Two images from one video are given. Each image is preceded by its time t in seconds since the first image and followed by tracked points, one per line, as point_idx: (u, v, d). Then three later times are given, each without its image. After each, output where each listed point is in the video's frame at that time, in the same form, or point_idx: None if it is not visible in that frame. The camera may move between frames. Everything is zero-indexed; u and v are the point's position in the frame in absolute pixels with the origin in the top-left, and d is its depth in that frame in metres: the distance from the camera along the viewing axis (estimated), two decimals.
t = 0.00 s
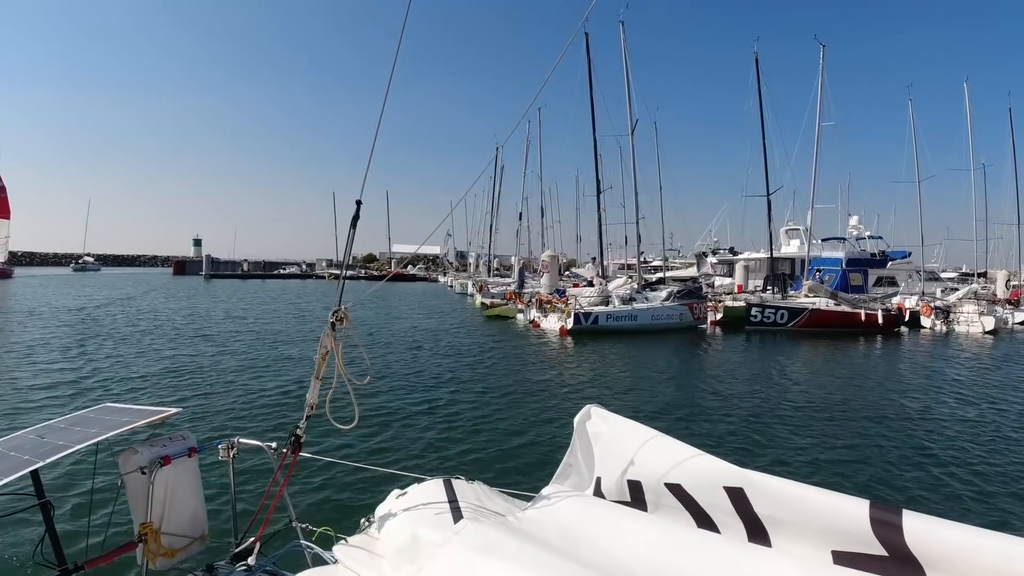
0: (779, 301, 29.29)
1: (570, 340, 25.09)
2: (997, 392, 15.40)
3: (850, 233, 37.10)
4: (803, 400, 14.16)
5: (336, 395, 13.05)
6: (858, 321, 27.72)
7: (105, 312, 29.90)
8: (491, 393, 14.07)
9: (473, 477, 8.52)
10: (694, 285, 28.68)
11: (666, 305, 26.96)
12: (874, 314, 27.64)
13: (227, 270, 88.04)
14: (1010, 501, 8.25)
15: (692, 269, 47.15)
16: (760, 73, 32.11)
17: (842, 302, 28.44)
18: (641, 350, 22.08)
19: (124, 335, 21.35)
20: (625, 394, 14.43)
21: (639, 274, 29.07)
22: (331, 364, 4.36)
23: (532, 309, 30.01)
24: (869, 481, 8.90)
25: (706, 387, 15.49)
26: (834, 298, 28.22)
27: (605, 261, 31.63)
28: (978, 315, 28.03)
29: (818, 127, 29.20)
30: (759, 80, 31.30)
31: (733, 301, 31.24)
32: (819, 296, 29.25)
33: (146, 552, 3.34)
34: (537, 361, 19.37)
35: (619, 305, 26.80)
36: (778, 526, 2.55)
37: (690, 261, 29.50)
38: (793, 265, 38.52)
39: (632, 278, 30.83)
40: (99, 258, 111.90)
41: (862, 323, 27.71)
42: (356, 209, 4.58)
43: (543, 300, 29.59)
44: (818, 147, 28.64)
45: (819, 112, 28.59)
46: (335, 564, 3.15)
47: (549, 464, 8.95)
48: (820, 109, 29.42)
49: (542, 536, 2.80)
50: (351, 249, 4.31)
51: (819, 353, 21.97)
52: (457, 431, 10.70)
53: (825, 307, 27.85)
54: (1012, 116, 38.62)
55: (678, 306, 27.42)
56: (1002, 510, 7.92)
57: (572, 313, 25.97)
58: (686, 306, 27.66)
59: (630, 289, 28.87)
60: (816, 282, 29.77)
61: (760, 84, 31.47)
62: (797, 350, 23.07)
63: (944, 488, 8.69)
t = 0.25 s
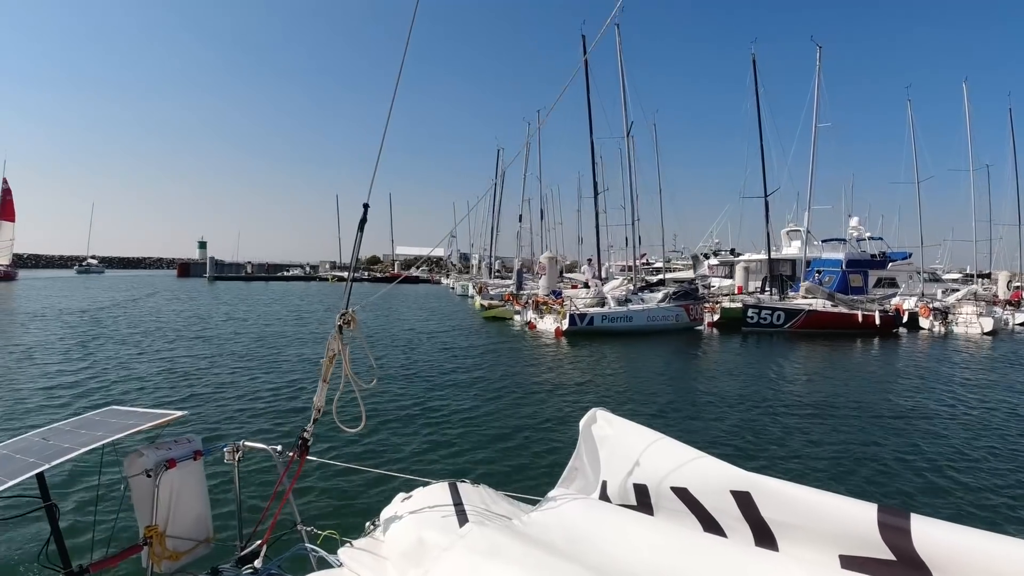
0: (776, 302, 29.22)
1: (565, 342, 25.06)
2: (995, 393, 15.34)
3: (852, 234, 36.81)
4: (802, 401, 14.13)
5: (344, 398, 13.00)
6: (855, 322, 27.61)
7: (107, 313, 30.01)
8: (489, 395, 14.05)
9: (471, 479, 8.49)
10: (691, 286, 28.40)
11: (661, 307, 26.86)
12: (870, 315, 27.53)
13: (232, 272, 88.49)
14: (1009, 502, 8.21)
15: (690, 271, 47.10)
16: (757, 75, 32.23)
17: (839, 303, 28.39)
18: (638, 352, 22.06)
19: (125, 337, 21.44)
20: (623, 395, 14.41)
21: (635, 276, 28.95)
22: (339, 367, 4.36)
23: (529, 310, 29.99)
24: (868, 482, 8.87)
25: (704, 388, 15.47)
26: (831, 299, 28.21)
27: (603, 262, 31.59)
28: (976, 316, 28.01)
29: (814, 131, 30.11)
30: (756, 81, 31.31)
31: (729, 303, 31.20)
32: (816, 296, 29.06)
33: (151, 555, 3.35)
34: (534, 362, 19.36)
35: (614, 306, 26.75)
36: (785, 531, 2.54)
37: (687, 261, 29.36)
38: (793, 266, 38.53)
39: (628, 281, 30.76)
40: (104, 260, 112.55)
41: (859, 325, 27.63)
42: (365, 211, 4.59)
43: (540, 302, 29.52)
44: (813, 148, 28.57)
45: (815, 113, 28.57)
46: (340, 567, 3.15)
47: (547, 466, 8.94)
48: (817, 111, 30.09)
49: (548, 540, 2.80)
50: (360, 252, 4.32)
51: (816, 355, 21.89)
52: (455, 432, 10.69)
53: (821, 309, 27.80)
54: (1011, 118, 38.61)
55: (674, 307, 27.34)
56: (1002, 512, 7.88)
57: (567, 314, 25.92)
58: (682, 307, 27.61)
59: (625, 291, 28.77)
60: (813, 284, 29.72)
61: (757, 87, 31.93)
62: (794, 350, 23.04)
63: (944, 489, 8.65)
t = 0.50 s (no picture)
0: (772, 304, 29.14)
1: (560, 343, 25.05)
2: (995, 394, 15.27)
3: (853, 236, 36.72)
4: (800, 402, 14.10)
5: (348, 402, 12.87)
6: (852, 322, 27.50)
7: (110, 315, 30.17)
8: (487, 397, 14.04)
9: (470, 480, 8.48)
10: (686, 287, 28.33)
11: (656, 308, 26.89)
12: (868, 316, 27.40)
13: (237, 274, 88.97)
14: (1010, 503, 8.17)
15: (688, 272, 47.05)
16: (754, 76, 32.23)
17: (836, 305, 28.30)
18: (634, 353, 22.01)
19: (127, 339, 21.52)
20: (623, 397, 14.39)
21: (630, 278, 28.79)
22: (346, 369, 4.36)
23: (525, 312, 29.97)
24: (868, 483, 8.83)
25: (701, 390, 15.43)
26: (828, 301, 28.16)
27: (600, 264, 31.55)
28: (975, 318, 27.84)
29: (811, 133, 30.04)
30: (752, 82, 31.42)
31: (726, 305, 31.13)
32: (813, 297, 29.02)
33: (157, 557, 3.36)
34: (530, 364, 19.33)
35: (609, 308, 26.73)
36: (795, 536, 2.52)
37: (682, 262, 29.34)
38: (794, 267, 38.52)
39: (624, 283, 30.72)
40: (110, 261, 113.28)
41: (856, 326, 27.49)
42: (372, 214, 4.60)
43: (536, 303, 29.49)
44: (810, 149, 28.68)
45: (812, 114, 28.69)
46: (346, 570, 3.14)
47: (546, 468, 8.93)
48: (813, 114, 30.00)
49: (555, 544, 2.78)
50: (366, 254, 4.33)
51: (814, 356, 21.83)
52: (455, 434, 10.68)
53: (818, 310, 27.74)
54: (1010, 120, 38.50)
55: (669, 308, 27.29)
56: (1004, 513, 7.84)
57: (562, 315, 25.84)
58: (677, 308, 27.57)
59: (620, 292, 28.70)
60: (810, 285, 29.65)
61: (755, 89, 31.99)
62: (791, 352, 22.98)
63: (944, 490, 8.61)
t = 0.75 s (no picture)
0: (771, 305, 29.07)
1: (556, 343, 25.06)
2: (995, 394, 15.20)
3: (854, 237, 36.64)
4: (799, 403, 14.08)
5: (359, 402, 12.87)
6: (850, 323, 27.38)
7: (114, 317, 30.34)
8: (486, 397, 14.05)
9: (469, 479, 8.48)
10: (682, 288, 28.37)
11: (653, 308, 26.89)
12: (866, 317, 27.26)
13: (243, 275, 89.44)
14: (1011, 503, 8.13)
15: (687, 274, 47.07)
16: (752, 77, 32.26)
17: (834, 306, 28.20)
18: (631, 354, 22.00)
19: (130, 340, 21.60)
20: (623, 397, 14.37)
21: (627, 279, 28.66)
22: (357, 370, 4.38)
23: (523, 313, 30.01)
24: (869, 483, 8.80)
25: (700, 391, 15.41)
26: (825, 302, 28.10)
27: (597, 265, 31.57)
28: (974, 319, 27.68)
29: (808, 134, 30.21)
30: (751, 83, 31.46)
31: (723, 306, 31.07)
32: (811, 298, 29.00)
33: (164, 556, 3.37)
34: (528, 364, 19.35)
35: (606, 308, 26.74)
36: (803, 538, 2.51)
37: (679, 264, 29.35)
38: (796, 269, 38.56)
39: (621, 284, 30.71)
40: (115, 262, 114.00)
41: (854, 326, 27.36)
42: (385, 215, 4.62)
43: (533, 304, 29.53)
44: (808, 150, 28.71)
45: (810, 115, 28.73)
46: (352, 571, 3.15)
47: (545, 468, 8.93)
48: (810, 116, 30.20)
49: (561, 545, 2.78)
50: (378, 255, 4.34)
51: (813, 356, 21.75)
52: (455, 434, 10.69)
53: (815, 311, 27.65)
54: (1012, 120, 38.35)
55: (665, 308, 27.25)
56: (1005, 513, 7.79)
57: (558, 316, 25.81)
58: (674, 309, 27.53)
59: (616, 293, 28.63)
60: (808, 286, 29.59)
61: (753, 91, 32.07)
62: (790, 352, 22.94)
63: (945, 491, 8.58)
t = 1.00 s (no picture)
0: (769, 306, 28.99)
1: (554, 343, 25.07)
2: (996, 395, 15.12)
3: (857, 238, 36.44)
4: (799, 403, 14.04)
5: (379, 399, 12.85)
6: (849, 325, 27.24)
7: (119, 316, 30.44)
8: (486, 398, 14.07)
9: (470, 479, 8.49)
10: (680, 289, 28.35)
11: (651, 308, 26.86)
12: (865, 318, 27.15)
13: (247, 275, 89.80)
14: (1013, 504, 8.09)
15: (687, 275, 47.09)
16: (752, 78, 32.22)
17: (833, 307, 28.12)
18: (630, 354, 22.00)
19: (134, 340, 21.69)
20: (623, 397, 14.37)
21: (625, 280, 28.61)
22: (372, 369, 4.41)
23: (521, 314, 30.02)
24: (870, 484, 8.76)
25: (699, 391, 15.41)
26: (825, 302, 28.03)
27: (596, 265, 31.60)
28: (975, 320, 27.53)
29: (807, 136, 30.60)
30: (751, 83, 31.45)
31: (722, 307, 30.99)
32: (810, 300, 28.96)
33: (173, 556, 3.38)
34: (526, 365, 19.37)
35: (604, 309, 26.74)
36: (814, 538, 2.50)
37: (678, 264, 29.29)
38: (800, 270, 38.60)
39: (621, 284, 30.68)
40: (121, 262, 114.65)
41: (853, 327, 27.24)
42: (403, 217, 4.64)
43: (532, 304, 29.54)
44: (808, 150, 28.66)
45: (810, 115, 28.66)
46: (361, 570, 3.16)
47: (545, 468, 8.93)
48: (807, 121, 30.77)
49: (571, 546, 2.78)
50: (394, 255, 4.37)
51: (812, 357, 21.67)
52: (456, 433, 10.71)
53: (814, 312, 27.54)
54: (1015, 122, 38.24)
55: (663, 310, 27.21)
56: (1007, 514, 7.75)
57: (556, 316, 25.86)
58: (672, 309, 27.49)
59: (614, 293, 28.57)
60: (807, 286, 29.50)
61: (753, 92, 32.05)
62: (789, 353, 22.89)
63: (946, 492, 8.54)
